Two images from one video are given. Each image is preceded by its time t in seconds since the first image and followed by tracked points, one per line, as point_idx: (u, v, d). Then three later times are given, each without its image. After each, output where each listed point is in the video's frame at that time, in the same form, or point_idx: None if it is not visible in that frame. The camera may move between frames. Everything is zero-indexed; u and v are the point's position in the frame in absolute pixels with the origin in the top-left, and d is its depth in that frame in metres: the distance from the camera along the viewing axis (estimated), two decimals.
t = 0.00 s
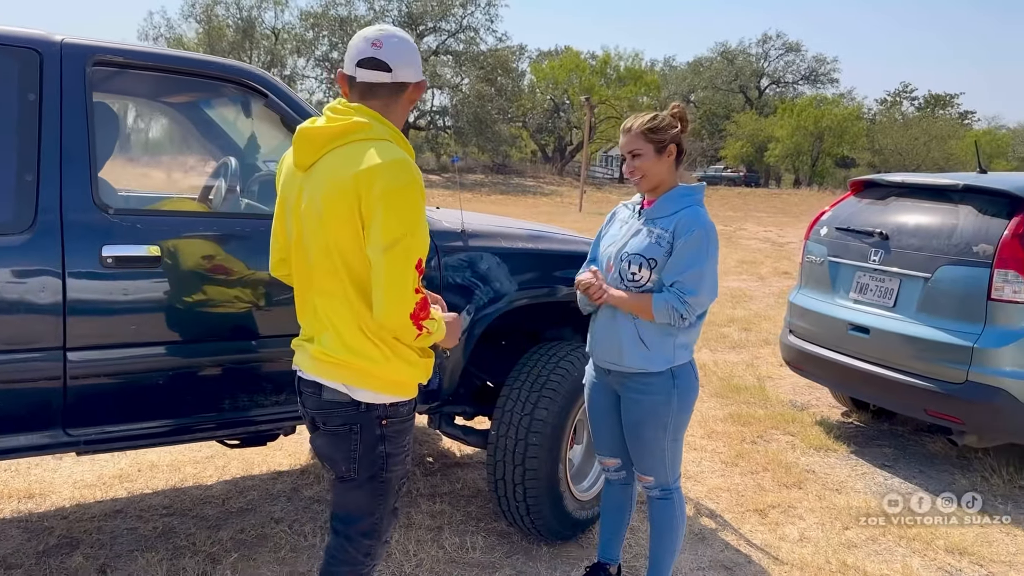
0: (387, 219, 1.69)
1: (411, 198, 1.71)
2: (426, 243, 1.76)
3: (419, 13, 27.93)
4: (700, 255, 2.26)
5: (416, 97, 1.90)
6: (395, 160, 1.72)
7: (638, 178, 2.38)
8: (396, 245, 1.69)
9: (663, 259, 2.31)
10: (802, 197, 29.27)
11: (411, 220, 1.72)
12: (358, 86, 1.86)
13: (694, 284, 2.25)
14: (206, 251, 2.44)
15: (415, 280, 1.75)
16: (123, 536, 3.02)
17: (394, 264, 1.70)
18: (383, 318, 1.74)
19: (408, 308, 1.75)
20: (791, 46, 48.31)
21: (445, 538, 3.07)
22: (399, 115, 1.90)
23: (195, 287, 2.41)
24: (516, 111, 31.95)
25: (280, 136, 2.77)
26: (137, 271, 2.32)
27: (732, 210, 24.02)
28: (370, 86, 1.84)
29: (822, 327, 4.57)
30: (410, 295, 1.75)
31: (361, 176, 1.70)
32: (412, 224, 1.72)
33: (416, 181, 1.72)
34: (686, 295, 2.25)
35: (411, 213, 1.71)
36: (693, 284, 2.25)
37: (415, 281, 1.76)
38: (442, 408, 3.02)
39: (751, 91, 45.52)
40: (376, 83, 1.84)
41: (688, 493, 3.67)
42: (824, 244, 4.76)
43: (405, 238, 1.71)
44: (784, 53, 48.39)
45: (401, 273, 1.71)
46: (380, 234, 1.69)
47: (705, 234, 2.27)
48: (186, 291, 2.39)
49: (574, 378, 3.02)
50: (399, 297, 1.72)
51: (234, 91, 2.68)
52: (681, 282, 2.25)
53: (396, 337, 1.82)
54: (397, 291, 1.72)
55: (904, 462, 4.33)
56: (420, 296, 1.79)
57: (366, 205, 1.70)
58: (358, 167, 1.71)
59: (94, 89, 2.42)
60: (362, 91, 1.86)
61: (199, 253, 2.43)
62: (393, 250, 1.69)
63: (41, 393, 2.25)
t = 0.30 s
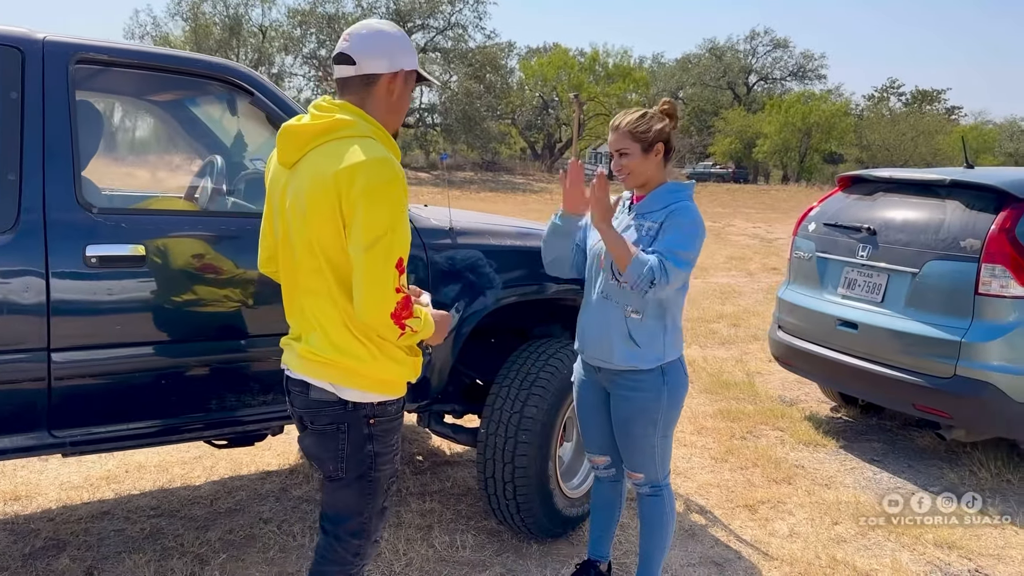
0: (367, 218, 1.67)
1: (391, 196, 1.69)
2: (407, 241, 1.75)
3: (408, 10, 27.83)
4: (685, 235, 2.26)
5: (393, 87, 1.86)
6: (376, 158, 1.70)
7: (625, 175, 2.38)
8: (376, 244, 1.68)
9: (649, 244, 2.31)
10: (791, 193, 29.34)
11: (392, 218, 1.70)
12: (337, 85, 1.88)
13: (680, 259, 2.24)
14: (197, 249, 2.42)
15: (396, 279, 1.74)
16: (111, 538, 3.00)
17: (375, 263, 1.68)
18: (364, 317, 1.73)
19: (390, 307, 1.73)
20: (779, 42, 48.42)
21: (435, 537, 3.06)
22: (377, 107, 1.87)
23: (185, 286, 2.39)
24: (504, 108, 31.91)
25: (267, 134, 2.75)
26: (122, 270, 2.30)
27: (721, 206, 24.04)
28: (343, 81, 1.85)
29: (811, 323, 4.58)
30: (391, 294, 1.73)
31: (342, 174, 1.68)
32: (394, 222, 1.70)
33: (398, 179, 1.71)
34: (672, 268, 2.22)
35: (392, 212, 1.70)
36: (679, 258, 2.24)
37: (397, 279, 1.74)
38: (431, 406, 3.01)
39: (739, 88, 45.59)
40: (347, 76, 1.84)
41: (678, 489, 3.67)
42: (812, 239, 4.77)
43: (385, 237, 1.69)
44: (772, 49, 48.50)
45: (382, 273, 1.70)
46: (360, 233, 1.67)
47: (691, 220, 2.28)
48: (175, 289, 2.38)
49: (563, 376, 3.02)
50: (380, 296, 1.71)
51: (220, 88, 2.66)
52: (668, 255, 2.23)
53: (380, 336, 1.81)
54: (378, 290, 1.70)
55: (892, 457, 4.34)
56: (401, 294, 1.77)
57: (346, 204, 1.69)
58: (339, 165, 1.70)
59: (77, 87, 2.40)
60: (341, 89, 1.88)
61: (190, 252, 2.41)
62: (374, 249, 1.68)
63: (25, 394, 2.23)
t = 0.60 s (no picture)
0: (342, 214, 1.66)
1: (367, 193, 1.68)
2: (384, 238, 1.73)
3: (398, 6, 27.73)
4: (666, 232, 2.27)
5: (376, 84, 1.85)
6: (352, 155, 1.69)
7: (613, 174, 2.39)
8: (351, 241, 1.67)
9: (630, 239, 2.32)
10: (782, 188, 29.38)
11: (368, 215, 1.69)
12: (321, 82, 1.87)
13: (657, 254, 2.24)
14: (187, 247, 2.42)
15: (373, 277, 1.73)
16: (98, 538, 2.99)
17: (350, 260, 1.67)
18: (340, 315, 1.72)
19: (366, 304, 1.72)
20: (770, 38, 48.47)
21: (424, 534, 3.06)
22: (360, 103, 1.86)
23: (172, 284, 2.38)
24: (496, 105, 31.86)
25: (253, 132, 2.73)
26: (106, 269, 2.29)
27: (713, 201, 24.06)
28: (326, 77, 1.85)
29: (800, 318, 4.59)
30: (367, 291, 1.72)
31: (317, 171, 1.67)
32: (370, 220, 1.69)
33: (374, 176, 1.69)
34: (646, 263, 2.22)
35: (368, 209, 1.69)
36: (655, 253, 2.24)
37: (373, 277, 1.73)
38: (419, 404, 3.00)
39: (730, 84, 45.61)
40: (330, 72, 1.84)
41: (667, 484, 3.67)
42: (801, 235, 4.78)
43: (361, 234, 1.68)
44: (763, 44, 48.55)
45: (356, 271, 1.69)
46: (335, 230, 1.66)
47: (675, 218, 2.29)
48: (163, 287, 2.37)
49: (552, 373, 3.01)
50: (355, 293, 1.70)
51: (205, 86, 2.65)
52: (644, 251, 2.24)
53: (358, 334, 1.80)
54: (353, 288, 1.69)
55: (881, 451, 4.36)
56: (378, 292, 1.76)
57: (322, 201, 1.68)
58: (315, 162, 1.69)
59: (59, 85, 2.38)
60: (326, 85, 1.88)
61: (180, 250, 2.41)
62: (349, 246, 1.67)
63: (8, 394, 2.22)
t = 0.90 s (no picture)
0: (329, 201, 1.67)
1: (353, 179, 1.69)
2: (370, 225, 1.75)
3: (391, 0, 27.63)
4: (656, 221, 2.29)
5: (362, 70, 1.86)
6: (339, 141, 1.70)
7: (598, 161, 2.42)
8: (338, 227, 1.68)
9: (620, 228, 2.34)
10: (774, 181, 29.43)
11: (354, 202, 1.70)
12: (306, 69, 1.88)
13: (648, 244, 2.26)
14: (176, 237, 2.43)
15: (360, 262, 1.74)
16: (90, 527, 3.00)
17: (337, 246, 1.69)
18: (327, 300, 1.73)
19: (353, 290, 1.73)
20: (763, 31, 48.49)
21: (415, 522, 3.08)
22: (345, 90, 1.87)
23: (161, 274, 2.39)
24: (489, 99, 31.82)
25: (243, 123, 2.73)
26: (95, 258, 2.30)
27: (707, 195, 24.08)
28: (311, 64, 1.86)
29: (790, 307, 4.61)
30: (354, 277, 1.74)
31: (303, 157, 1.68)
32: (356, 206, 1.70)
33: (361, 162, 1.71)
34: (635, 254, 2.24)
35: (355, 195, 1.70)
36: (645, 243, 2.26)
37: (360, 262, 1.74)
38: (409, 392, 3.01)
39: (723, 77, 45.62)
40: (315, 58, 1.85)
41: (657, 472, 3.70)
42: (790, 225, 4.80)
43: (347, 220, 1.69)
44: (755, 38, 48.56)
45: (343, 257, 1.70)
46: (322, 216, 1.67)
47: (664, 207, 2.31)
48: (151, 277, 2.38)
49: (541, 361, 3.03)
50: (341, 279, 1.71)
51: (193, 76, 2.65)
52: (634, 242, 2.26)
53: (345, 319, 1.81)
54: (340, 274, 1.70)
55: (870, 439, 4.39)
56: (365, 278, 1.77)
57: (309, 187, 1.69)
58: (301, 148, 1.70)
59: (46, 74, 2.39)
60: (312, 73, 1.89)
61: (169, 240, 2.42)
62: (335, 232, 1.68)
63: None
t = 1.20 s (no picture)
0: (330, 192, 1.72)
1: (352, 171, 1.74)
2: (370, 215, 1.79)
3: None
4: (641, 211, 2.33)
5: (350, 69, 1.90)
6: (337, 134, 1.74)
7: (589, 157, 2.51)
8: (338, 218, 1.73)
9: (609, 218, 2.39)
10: (769, 175, 29.48)
11: (354, 193, 1.74)
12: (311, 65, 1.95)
13: (632, 234, 2.30)
14: (174, 229, 2.46)
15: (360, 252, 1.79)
16: (93, 516, 3.05)
17: (338, 236, 1.73)
18: (328, 290, 1.77)
19: (353, 279, 1.78)
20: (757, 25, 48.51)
21: (414, 509, 3.13)
22: (335, 86, 1.92)
23: (160, 267, 2.43)
24: (483, 93, 31.80)
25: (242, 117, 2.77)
26: (98, 249, 2.34)
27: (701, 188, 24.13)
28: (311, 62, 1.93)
29: (782, 299, 4.67)
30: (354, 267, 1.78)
31: (303, 150, 1.73)
32: (356, 197, 1.75)
33: (359, 155, 1.75)
34: (619, 245, 2.28)
35: (354, 186, 1.74)
36: (627, 233, 2.30)
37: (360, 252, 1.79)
38: (408, 382, 3.06)
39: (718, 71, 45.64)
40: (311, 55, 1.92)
41: (651, 460, 3.76)
42: (783, 217, 4.85)
43: (347, 211, 1.74)
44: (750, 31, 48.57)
45: (343, 247, 1.74)
46: (323, 207, 1.72)
47: (652, 197, 2.35)
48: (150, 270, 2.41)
49: (538, 351, 3.08)
50: (342, 268, 1.75)
51: (193, 70, 2.69)
52: (617, 231, 2.30)
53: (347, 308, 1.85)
54: (341, 264, 1.75)
55: (862, 428, 4.45)
56: (365, 267, 1.82)
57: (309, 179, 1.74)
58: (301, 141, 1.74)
59: (48, 68, 2.43)
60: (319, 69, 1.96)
61: (167, 232, 2.45)
62: (336, 223, 1.73)
63: (5, 373, 2.26)
